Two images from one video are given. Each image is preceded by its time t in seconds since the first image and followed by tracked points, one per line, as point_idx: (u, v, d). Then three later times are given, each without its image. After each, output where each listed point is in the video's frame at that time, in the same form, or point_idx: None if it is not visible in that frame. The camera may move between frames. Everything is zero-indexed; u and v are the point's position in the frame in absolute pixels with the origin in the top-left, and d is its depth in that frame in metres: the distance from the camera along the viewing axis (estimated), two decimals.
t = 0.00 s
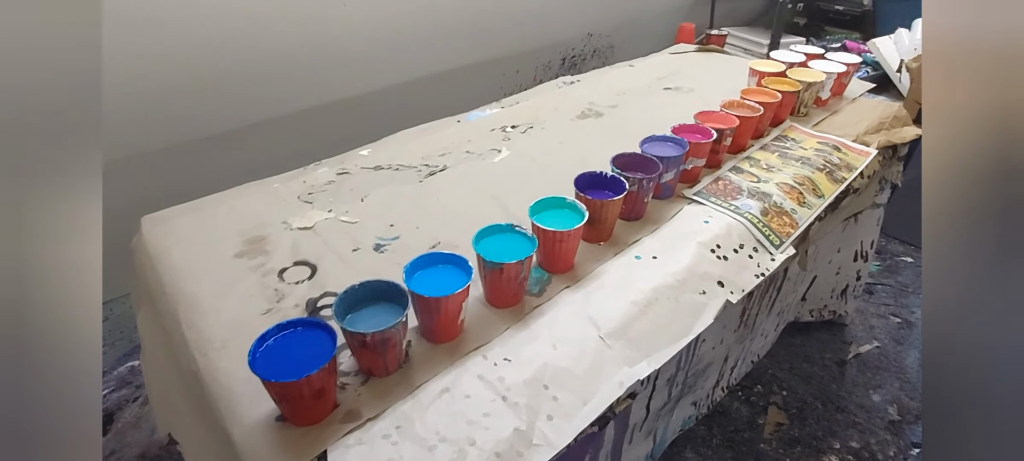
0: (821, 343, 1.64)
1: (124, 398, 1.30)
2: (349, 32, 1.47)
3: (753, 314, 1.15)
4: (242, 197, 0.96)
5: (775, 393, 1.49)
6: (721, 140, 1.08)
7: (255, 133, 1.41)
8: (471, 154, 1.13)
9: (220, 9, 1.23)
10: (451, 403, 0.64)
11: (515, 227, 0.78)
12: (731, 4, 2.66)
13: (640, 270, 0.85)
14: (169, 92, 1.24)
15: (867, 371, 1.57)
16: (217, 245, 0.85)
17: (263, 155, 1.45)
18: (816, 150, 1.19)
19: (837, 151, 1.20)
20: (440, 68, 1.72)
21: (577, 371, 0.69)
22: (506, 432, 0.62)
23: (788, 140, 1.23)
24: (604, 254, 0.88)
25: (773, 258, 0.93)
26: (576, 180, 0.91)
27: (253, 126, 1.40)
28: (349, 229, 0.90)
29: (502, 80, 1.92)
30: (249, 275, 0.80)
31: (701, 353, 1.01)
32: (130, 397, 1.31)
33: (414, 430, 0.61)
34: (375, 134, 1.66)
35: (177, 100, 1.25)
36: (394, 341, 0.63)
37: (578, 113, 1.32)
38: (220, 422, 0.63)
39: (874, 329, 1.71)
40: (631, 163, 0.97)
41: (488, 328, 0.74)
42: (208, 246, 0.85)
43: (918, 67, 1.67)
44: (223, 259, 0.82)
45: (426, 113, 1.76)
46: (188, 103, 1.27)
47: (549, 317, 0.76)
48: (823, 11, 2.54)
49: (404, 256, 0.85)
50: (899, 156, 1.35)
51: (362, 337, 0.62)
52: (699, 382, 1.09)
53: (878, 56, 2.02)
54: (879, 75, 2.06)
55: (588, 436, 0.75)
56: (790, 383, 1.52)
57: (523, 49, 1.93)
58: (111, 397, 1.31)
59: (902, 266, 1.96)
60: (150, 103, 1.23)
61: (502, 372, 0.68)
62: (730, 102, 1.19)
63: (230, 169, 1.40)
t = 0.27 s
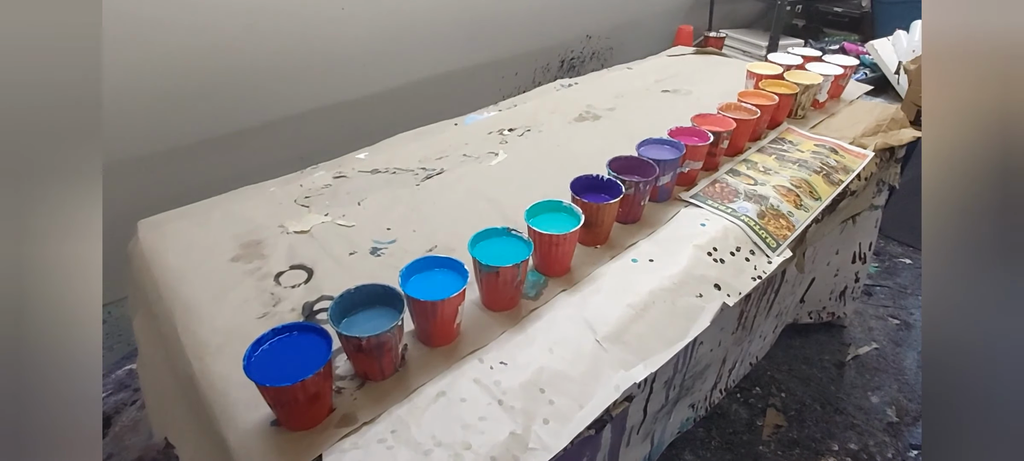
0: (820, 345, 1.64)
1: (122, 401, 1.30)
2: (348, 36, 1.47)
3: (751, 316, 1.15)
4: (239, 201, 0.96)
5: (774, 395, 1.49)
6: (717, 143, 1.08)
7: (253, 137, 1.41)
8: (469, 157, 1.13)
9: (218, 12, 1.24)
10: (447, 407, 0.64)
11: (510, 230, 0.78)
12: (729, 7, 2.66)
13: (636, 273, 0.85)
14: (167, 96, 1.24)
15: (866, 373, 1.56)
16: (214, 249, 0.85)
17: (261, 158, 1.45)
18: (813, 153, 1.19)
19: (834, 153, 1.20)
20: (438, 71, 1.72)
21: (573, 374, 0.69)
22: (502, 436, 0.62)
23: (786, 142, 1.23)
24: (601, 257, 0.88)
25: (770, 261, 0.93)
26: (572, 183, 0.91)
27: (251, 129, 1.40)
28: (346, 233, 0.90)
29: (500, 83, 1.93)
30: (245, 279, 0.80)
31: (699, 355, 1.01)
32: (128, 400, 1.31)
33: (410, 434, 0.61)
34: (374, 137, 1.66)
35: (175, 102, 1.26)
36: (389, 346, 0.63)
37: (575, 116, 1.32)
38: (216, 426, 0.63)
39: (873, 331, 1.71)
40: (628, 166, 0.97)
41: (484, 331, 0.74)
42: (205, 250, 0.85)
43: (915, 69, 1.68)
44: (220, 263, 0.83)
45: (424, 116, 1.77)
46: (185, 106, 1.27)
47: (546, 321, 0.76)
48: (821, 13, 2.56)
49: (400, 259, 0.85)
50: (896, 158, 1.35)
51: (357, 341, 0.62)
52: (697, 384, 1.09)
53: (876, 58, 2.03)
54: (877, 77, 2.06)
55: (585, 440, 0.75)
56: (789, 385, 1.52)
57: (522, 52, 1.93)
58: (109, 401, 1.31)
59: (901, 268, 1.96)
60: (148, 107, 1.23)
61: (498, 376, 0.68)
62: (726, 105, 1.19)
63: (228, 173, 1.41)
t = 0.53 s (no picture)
0: (813, 346, 1.64)
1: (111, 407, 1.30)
2: (339, 37, 1.46)
3: (742, 318, 1.15)
4: (227, 205, 0.95)
5: (766, 396, 1.49)
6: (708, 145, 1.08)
7: (244, 139, 1.40)
8: (459, 160, 1.13)
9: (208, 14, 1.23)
10: (433, 413, 0.64)
11: (499, 234, 0.78)
12: (723, 8, 2.66)
13: (625, 276, 0.85)
14: (155, 98, 1.23)
15: (858, 374, 1.57)
16: (201, 253, 0.84)
17: (252, 161, 1.44)
18: (804, 155, 1.19)
19: (824, 155, 1.20)
20: (431, 72, 1.72)
21: (561, 379, 0.69)
22: (488, 442, 0.61)
23: (777, 144, 1.23)
24: (590, 260, 0.88)
25: (760, 263, 0.93)
26: (561, 186, 0.91)
27: (242, 132, 1.39)
28: (335, 236, 0.90)
29: (493, 84, 1.92)
30: (231, 284, 0.80)
31: (689, 358, 1.01)
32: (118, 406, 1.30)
33: (395, 440, 0.61)
34: (366, 139, 1.66)
35: (165, 105, 1.25)
36: (374, 351, 0.63)
37: (567, 118, 1.32)
38: (200, 434, 0.62)
39: (865, 332, 1.71)
40: (618, 169, 0.97)
41: (472, 336, 0.74)
42: (191, 254, 0.84)
43: (907, 70, 1.68)
44: (206, 268, 0.82)
45: (417, 118, 1.76)
46: (174, 109, 1.27)
47: (534, 325, 0.76)
48: (814, 13, 2.54)
49: (388, 263, 0.85)
50: (887, 159, 1.35)
51: (341, 347, 0.61)
52: (689, 386, 1.09)
53: (869, 59, 2.03)
54: (869, 78, 2.07)
55: (574, 444, 0.75)
56: (781, 386, 1.52)
57: (514, 53, 1.93)
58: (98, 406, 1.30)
59: (893, 268, 1.97)
60: (136, 109, 1.22)
61: (484, 381, 0.68)
62: (718, 107, 1.19)
63: (219, 175, 1.40)
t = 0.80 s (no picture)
0: (807, 342, 1.65)
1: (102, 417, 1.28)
2: (329, 42, 1.46)
3: (735, 315, 1.15)
4: (215, 210, 0.95)
5: (761, 393, 1.49)
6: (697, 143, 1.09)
7: (233, 145, 1.39)
8: (449, 162, 1.13)
9: (195, 20, 1.22)
10: (424, 415, 0.63)
11: (488, 234, 0.78)
12: (712, 8, 2.68)
13: (616, 275, 0.85)
14: (142, 105, 1.23)
15: (852, 369, 1.57)
16: (189, 259, 0.84)
17: (242, 167, 1.43)
18: (793, 151, 1.20)
19: (813, 151, 1.20)
20: (421, 76, 1.72)
21: (552, 378, 0.69)
22: (479, 443, 0.61)
23: (766, 141, 1.23)
24: (580, 259, 0.88)
25: (750, 259, 0.93)
26: (551, 186, 0.91)
27: (231, 138, 1.39)
28: (324, 240, 0.90)
29: (483, 87, 1.92)
30: (219, 289, 0.79)
31: (682, 356, 1.01)
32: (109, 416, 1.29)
33: (385, 443, 0.60)
34: (357, 144, 1.65)
35: (153, 112, 1.24)
36: (363, 353, 0.63)
37: (557, 118, 1.32)
38: (188, 440, 0.62)
39: (858, 327, 1.72)
40: (607, 167, 0.97)
41: (463, 337, 0.73)
42: (179, 260, 0.84)
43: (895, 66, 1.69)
44: (194, 274, 0.81)
45: (408, 121, 1.76)
46: (161, 116, 1.26)
47: (525, 325, 0.75)
48: (802, 12, 2.55)
49: (378, 266, 0.85)
50: (875, 154, 1.36)
51: (330, 350, 0.61)
52: (682, 384, 1.09)
53: (857, 56, 2.04)
54: (857, 75, 2.08)
55: (567, 443, 0.74)
56: (776, 383, 1.52)
57: (504, 56, 1.93)
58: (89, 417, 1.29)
59: (885, 264, 1.98)
60: (123, 117, 1.21)
61: (475, 381, 0.67)
62: (706, 105, 1.19)
63: (208, 182, 1.39)
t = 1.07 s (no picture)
0: (808, 335, 1.66)
1: (110, 421, 1.29)
2: (327, 44, 1.46)
3: (737, 309, 1.16)
4: (219, 212, 0.95)
5: (764, 386, 1.50)
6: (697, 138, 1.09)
7: (234, 149, 1.40)
8: (450, 161, 1.13)
9: (194, 25, 1.23)
10: (433, 410, 0.64)
11: (492, 231, 0.79)
12: (707, 4, 2.69)
13: (619, 269, 0.85)
14: (142, 110, 1.23)
15: (854, 361, 1.58)
16: (195, 262, 0.84)
17: (244, 170, 1.44)
18: (792, 144, 1.20)
19: (812, 144, 1.21)
20: (420, 76, 1.72)
21: (559, 372, 0.69)
22: (488, 437, 0.62)
23: (765, 135, 1.24)
24: (584, 255, 0.88)
25: (752, 252, 0.94)
26: (553, 182, 0.91)
27: (232, 141, 1.39)
28: (329, 240, 0.90)
29: (482, 86, 1.93)
30: (226, 290, 0.80)
31: (686, 349, 1.01)
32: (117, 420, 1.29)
33: (395, 439, 0.61)
34: (357, 145, 1.66)
35: (153, 116, 1.25)
36: (372, 350, 0.63)
37: (556, 116, 1.33)
38: (200, 440, 0.62)
39: (859, 319, 1.73)
40: (608, 163, 0.98)
41: (469, 333, 0.74)
42: (185, 263, 0.84)
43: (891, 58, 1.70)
44: (201, 276, 0.82)
45: (408, 122, 1.76)
46: (162, 120, 1.26)
47: (530, 320, 0.76)
48: (798, 7, 2.51)
49: (383, 265, 0.85)
50: (873, 146, 1.36)
51: (339, 347, 0.61)
52: (687, 378, 1.09)
53: (852, 49, 2.05)
54: (853, 69, 2.09)
55: (574, 437, 0.75)
56: (779, 376, 1.53)
57: (502, 55, 1.93)
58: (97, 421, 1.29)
59: (884, 256, 1.99)
60: (124, 122, 1.22)
61: (483, 377, 0.68)
62: (704, 100, 1.20)
63: (210, 186, 1.39)
